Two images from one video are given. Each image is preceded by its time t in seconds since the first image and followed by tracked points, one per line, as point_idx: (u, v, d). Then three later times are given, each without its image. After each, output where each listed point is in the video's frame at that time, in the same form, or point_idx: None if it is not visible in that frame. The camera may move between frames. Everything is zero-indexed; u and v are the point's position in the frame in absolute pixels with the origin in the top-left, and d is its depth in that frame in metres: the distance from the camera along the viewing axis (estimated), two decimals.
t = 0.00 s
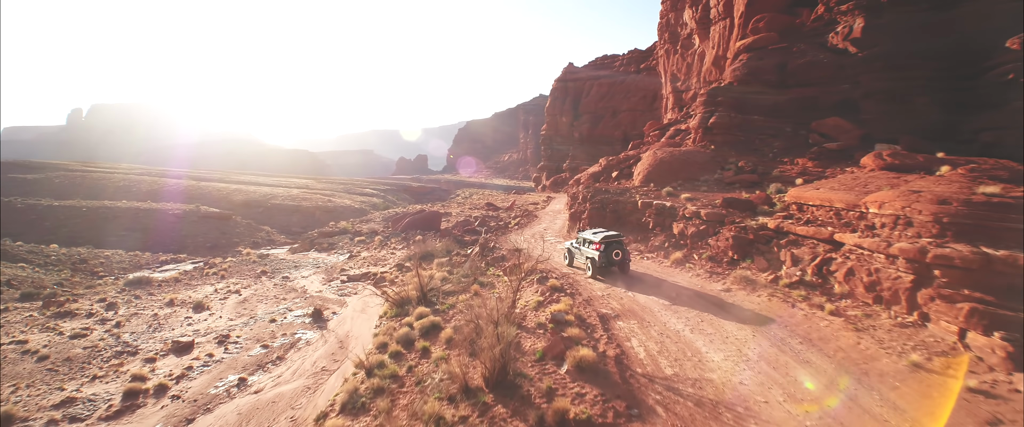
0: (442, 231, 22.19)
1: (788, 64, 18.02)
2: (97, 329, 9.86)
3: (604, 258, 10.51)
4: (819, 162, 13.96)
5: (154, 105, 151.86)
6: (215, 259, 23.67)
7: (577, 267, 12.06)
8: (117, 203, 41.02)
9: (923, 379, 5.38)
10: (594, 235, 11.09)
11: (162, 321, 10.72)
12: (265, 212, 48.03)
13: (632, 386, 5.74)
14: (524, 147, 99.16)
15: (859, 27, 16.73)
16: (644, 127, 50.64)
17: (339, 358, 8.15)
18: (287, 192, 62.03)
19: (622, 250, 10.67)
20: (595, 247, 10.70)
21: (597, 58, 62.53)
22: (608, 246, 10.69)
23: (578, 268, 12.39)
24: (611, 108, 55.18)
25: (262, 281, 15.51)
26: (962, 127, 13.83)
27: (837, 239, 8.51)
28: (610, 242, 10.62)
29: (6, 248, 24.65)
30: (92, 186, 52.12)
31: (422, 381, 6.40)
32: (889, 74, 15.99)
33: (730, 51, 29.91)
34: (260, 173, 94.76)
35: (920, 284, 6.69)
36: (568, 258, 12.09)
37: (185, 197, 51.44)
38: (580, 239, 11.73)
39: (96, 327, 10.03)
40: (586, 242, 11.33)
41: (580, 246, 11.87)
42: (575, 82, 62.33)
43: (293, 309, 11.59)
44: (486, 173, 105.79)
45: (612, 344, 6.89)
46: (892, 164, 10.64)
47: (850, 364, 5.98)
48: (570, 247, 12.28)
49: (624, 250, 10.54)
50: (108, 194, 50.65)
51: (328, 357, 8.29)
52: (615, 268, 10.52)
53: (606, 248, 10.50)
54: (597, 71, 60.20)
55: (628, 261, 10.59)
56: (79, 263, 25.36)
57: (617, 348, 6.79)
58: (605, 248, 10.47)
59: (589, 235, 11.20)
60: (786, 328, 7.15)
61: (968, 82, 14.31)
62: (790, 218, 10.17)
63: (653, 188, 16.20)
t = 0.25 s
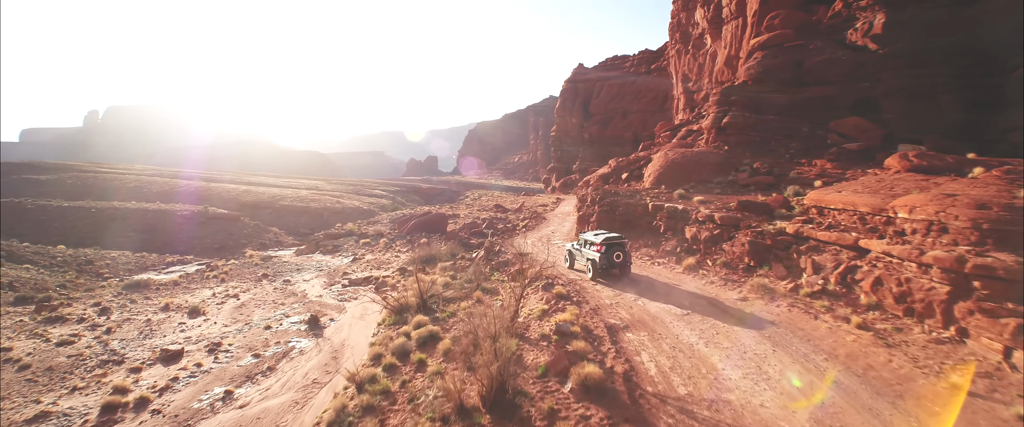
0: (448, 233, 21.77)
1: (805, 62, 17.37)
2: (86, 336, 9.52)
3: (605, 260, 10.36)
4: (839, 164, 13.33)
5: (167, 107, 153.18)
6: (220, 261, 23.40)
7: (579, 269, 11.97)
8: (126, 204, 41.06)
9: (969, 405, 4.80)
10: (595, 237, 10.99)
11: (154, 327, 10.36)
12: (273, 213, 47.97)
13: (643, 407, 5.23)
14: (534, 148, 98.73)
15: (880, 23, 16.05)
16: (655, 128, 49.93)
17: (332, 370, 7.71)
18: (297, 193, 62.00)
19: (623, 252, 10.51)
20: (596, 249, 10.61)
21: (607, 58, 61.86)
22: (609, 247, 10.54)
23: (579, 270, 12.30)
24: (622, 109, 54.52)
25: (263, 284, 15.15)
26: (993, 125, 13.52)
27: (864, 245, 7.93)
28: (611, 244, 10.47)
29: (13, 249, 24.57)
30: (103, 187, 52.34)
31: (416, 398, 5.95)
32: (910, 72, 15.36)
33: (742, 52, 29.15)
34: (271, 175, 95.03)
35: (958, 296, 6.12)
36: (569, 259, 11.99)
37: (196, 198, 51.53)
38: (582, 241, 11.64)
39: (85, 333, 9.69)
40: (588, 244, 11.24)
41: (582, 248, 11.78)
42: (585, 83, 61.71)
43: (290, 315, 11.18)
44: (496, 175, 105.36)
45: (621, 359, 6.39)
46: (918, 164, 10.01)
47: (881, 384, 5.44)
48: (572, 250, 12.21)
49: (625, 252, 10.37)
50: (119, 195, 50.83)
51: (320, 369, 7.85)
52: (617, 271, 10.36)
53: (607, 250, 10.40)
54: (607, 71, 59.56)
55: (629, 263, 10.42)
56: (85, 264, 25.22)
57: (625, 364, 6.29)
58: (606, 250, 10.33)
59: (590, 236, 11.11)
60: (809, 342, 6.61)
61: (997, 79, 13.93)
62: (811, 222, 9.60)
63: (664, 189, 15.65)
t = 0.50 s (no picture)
0: (454, 236, 21.38)
1: (823, 60, 16.75)
2: (73, 343, 9.17)
3: (606, 263, 10.21)
4: (861, 165, 12.71)
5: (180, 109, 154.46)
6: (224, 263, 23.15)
7: (580, 272, 11.81)
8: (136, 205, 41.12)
9: None
10: (596, 239, 10.81)
11: (145, 334, 10.00)
12: (281, 214, 47.90)
13: None
14: (544, 150, 98.25)
15: (902, 19, 15.41)
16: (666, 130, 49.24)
17: (322, 384, 7.27)
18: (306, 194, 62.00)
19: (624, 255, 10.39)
20: (597, 252, 10.43)
21: (617, 59, 61.26)
22: (610, 250, 10.36)
23: (580, 273, 12.14)
24: (632, 110, 53.90)
25: (262, 289, 14.79)
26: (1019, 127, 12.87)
27: (892, 253, 7.36)
28: (612, 247, 10.30)
29: (19, 251, 24.46)
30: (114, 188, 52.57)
31: (406, 419, 5.49)
32: (933, 69, 14.70)
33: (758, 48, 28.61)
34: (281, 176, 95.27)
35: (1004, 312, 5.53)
36: (571, 262, 11.83)
37: (206, 199, 51.58)
38: (583, 243, 11.46)
39: (71, 340, 9.34)
40: (589, 247, 11.05)
41: (583, 251, 11.61)
42: (596, 84, 61.14)
43: (286, 322, 10.79)
44: (506, 176, 104.94)
45: (629, 378, 5.90)
46: (948, 166, 9.41)
47: (920, 411, 4.88)
48: (574, 251, 12.04)
49: (626, 254, 10.24)
50: (129, 196, 51.02)
51: (310, 383, 7.40)
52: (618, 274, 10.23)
53: (608, 253, 10.23)
54: (617, 72, 58.99)
55: (630, 266, 10.30)
56: (91, 266, 25.08)
57: (634, 383, 5.81)
58: (607, 254, 10.20)
59: (591, 239, 10.93)
60: (835, 360, 6.07)
61: None
62: (832, 228, 9.05)
63: (676, 192, 15.09)
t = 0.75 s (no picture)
0: (460, 239, 20.96)
1: (842, 58, 16.12)
2: (58, 352, 8.83)
3: (606, 267, 9.97)
4: (884, 168, 12.09)
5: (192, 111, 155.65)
6: (228, 265, 22.82)
7: (581, 276, 11.60)
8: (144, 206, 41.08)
9: None
10: (597, 243, 10.57)
11: (135, 341, 9.65)
12: (290, 216, 47.79)
13: None
14: (554, 151, 97.63)
15: (925, 14, 14.75)
16: (677, 131, 48.53)
17: (312, 399, 6.81)
18: (315, 195, 61.97)
19: (625, 259, 10.14)
20: (596, 256, 10.20)
21: (628, 60, 60.65)
22: (610, 253, 10.13)
23: (582, 276, 11.94)
24: (642, 111, 53.23)
25: (262, 293, 14.41)
26: None
27: (926, 263, 6.79)
28: (612, 250, 10.07)
29: (24, 253, 24.34)
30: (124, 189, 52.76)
31: None
32: (959, 67, 14.03)
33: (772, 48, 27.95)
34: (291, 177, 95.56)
35: None
36: (572, 266, 11.63)
37: (215, 200, 51.62)
38: (585, 247, 11.23)
39: (57, 349, 8.98)
40: (589, 251, 10.81)
41: (584, 254, 11.38)
42: (606, 85, 60.52)
43: (281, 330, 10.39)
44: (515, 178, 104.48)
45: (639, 399, 5.42)
46: (981, 168, 8.81)
47: None
48: (575, 255, 11.82)
49: (627, 258, 10.01)
50: (139, 197, 51.15)
51: (300, 397, 6.97)
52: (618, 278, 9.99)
53: (608, 257, 9.99)
54: (628, 73, 58.35)
55: (631, 270, 10.06)
56: (95, 267, 24.90)
57: (644, 405, 5.31)
58: (607, 257, 9.96)
59: (592, 242, 10.69)
60: (865, 381, 5.52)
61: None
62: (857, 234, 8.48)
63: (689, 196, 14.51)
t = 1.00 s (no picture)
0: (465, 242, 20.54)
1: (860, 55, 15.48)
2: (40, 361, 8.46)
3: (606, 270, 9.90)
4: (908, 170, 11.46)
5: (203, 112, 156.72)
6: (230, 268, 22.52)
7: (582, 279, 11.56)
8: (151, 207, 41.07)
9: None
10: (597, 245, 10.60)
11: (122, 349, 9.28)
12: (297, 217, 47.65)
13: None
14: (564, 153, 97.01)
15: (950, 9, 14.13)
16: (688, 132, 47.80)
17: (297, 417, 6.37)
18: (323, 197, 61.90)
19: (626, 262, 10.05)
20: (595, 258, 10.19)
21: (638, 60, 60.02)
22: (610, 256, 10.11)
23: (582, 279, 11.96)
24: (652, 112, 52.55)
25: (260, 298, 14.03)
26: None
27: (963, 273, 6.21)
28: (613, 253, 10.03)
29: (28, 255, 24.21)
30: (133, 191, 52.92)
31: None
32: (987, 63, 13.35)
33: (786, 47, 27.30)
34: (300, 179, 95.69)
35: None
36: (573, 269, 11.64)
37: (223, 201, 51.64)
38: (585, 249, 11.26)
39: (39, 358, 8.61)
40: (589, 253, 10.82)
41: (585, 257, 11.36)
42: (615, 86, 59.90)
43: (274, 338, 9.98)
44: (524, 179, 103.91)
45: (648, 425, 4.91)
46: (1017, 171, 8.20)
47: None
48: (575, 258, 11.80)
49: (627, 260, 9.94)
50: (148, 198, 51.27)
51: (285, 414, 6.52)
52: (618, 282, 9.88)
53: (608, 259, 9.96)
54: (638, 74, 57.69)
55: (632, 274, 9.93)
56: (99, 269, 24.72)
57: None
58: (607, 260, 9.92)
59: (592, 245, 10.72)
60: (900, 406, 4.97)
61: None
62: (882, 241, 7.92)
63: (701, 198, 13.93)
